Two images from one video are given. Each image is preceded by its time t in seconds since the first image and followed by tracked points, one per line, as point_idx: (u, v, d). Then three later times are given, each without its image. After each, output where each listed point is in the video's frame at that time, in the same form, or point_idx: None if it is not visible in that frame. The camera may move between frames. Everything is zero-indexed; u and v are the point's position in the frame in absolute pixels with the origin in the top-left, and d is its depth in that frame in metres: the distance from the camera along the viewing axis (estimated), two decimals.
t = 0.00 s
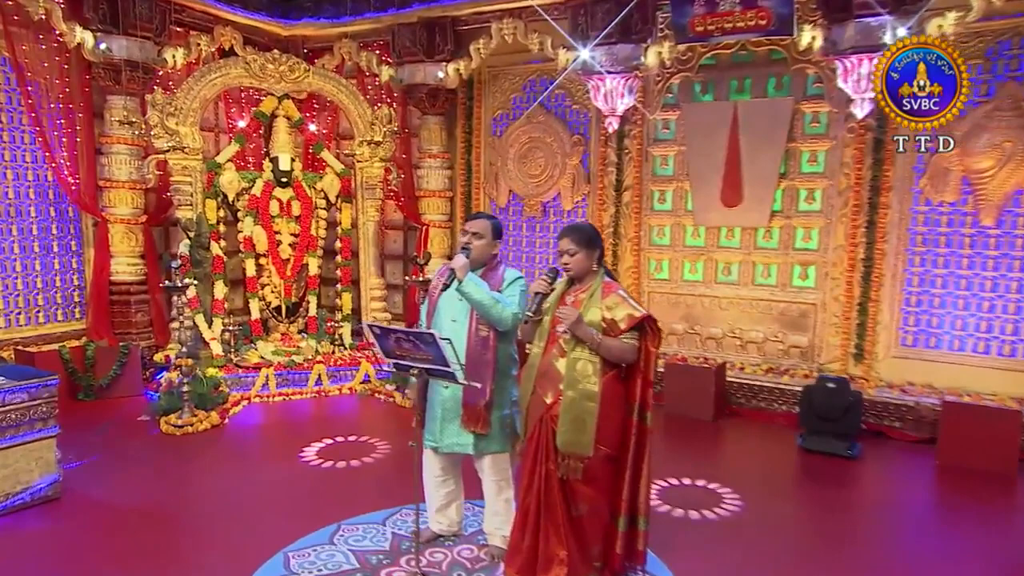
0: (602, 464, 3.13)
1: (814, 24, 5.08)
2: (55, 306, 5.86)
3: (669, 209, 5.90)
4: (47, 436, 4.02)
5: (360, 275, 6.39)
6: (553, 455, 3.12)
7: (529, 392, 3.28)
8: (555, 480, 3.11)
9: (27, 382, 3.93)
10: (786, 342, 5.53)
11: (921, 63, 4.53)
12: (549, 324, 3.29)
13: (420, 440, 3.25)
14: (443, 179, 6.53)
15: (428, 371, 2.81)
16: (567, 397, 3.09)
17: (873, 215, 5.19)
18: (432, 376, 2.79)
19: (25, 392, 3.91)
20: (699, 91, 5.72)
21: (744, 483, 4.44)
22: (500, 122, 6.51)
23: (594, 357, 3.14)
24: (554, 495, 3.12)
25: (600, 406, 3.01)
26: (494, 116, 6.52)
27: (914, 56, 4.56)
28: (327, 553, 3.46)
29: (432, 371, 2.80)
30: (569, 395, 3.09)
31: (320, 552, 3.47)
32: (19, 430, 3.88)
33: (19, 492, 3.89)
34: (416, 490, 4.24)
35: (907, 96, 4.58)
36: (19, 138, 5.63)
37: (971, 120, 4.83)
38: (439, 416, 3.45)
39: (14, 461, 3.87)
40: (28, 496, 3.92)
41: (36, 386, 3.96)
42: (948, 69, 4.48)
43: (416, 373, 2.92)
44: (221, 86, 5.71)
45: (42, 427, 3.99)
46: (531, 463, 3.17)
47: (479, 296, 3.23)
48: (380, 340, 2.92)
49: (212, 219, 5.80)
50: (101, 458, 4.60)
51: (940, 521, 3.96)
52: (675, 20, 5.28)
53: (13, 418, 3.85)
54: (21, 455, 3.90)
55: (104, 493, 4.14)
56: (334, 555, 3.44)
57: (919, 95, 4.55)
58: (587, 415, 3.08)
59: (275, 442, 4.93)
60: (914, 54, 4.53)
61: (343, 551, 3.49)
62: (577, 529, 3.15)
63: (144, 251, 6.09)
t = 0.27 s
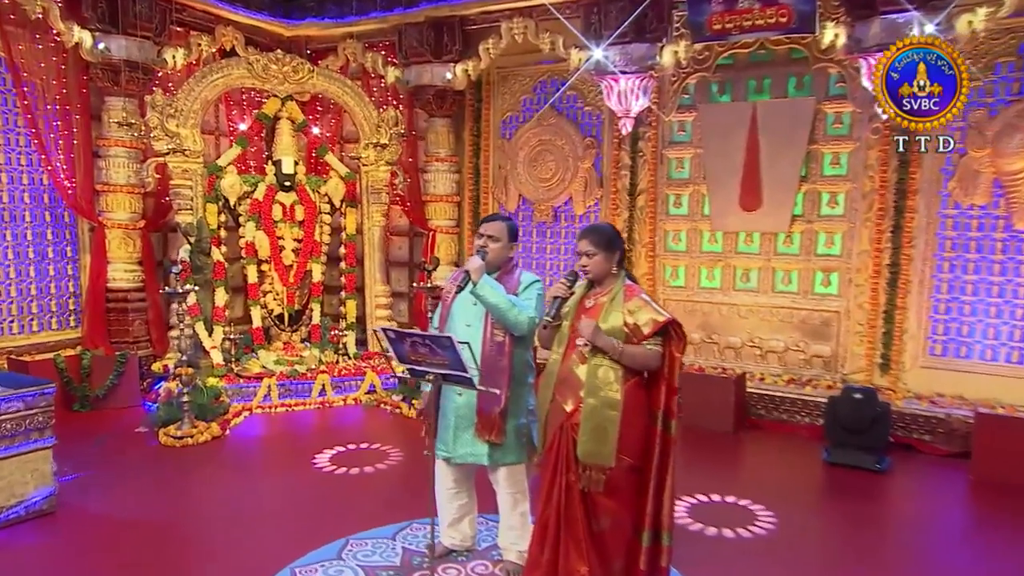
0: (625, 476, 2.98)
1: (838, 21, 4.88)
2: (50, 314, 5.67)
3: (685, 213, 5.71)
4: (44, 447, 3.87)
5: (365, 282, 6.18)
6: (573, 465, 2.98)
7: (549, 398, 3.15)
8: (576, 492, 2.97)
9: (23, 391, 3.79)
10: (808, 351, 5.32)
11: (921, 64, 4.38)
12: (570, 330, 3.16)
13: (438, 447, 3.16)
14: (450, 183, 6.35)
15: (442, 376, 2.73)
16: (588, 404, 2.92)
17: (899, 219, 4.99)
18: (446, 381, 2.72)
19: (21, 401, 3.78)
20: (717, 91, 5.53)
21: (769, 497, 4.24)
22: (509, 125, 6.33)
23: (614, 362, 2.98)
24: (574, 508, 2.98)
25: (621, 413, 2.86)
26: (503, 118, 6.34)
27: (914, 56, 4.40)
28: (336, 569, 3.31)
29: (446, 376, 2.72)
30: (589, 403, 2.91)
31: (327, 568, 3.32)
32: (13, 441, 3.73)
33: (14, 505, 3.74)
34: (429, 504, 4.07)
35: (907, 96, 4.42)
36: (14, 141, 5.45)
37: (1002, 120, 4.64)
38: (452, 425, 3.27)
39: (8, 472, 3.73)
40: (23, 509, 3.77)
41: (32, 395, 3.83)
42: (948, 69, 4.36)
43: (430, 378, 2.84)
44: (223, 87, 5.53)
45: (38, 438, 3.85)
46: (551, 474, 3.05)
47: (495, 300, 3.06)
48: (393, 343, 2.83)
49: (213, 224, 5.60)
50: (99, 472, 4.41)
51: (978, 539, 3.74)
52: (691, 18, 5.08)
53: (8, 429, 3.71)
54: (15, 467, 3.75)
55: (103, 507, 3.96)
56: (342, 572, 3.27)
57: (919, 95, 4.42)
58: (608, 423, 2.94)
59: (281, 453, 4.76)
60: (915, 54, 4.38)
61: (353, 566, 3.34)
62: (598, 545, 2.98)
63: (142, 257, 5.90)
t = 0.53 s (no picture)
0: (648, 484, 2.84)
1: (860, 15, 4.62)
2: (44, 320, 5.48)
3: (701, 216, 5.52)
4: (40, 456, 3.72)
5: (369, 287, 5.98)
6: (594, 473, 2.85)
7: (569, 402, 3.03)
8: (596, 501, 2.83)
9: (16, 399, 3.64)
10: (830, 358, 5.12)
11: (921, 64, 4.35)
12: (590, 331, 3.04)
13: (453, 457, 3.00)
14: (457, 185, 6.17)
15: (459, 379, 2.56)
16: (609, 409, 2.84)
17: (926, 221, 4.79)
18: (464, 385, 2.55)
19: (14, 408, 3.63)
20: (735, 90, 5.34)
21: (795, 509, 4.05)
22: (519, 124, 6.14)
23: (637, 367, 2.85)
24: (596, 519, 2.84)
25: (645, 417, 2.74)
26: (512, 118, 6.16)
27: (914, 56, 4.37)
28: None
29: (464, 379, 2.55)
30: (610, 408, 2.84)
31: None
32: (7, 450, 3.57)
33: (8, 517, 3.57)
34: (440, 514, 3.90)
35: (906, 96, 4.38)
36: (7, 140, 5.27)
37: None
38: (467, 432, 3.09)
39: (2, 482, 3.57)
40: (17, 521, 3.60)
41: (27, 403, 3.69)
42: (948, 69, 4.32)
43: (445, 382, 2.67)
44: (223, 85, 5.35)
45: (34, 446, 3.68)
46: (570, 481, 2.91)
47: (512, 303, 2.88)
48: (407, 346, 2.65)
49: (213, 226, 5.41)
50: (97, 482, 4.22)
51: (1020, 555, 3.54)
52: (708, 13, 4.89)
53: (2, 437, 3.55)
54: (9, 476, 3.59)
55: (101, 518, 3.78)
56: None
57: (919, 95, 4.38)
58: (630, 428, 2.80)
59: (287, 462, 4.59)
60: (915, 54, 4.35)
61: None
62: (620, 557, 2.83)
63: (138, 261, 5.70)
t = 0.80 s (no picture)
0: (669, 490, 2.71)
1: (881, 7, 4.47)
2: (38, 322, 5.32)
3: (715, 214, 5.37)
4: (38, 461, 3.56)
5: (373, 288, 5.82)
6: (613, 477, 2.72)
7: (587, 404, 2.88)
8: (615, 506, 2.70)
9: (16, 400, 3.48)
10: (850, 361, 4.96)
11: (921, 64, 4.28)
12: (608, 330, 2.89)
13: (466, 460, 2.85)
14: (464, 183, 6.02)
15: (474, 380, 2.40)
16: (629, 411, 2.69)
17: (950, 219, 4.63)
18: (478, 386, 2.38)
19: (11, 412, 3.46)
20: (751, 85, 5.18)
21: (819, 518, 3.88)
22: (526, 121, 6.00)
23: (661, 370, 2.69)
24: (615, 524, 2.71)
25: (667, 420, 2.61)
26: (520, 115, 6.01)
27: (914, 56, 4.30)
28: None
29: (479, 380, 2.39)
30: (630, 409, 2.68)
31: None
32: (4, 455, 3.41)
33: (3, 524, 3.42)
34: (451, 522, 3.76)
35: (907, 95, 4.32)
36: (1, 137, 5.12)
37: None
38: (480, 435, 2.92)
39: None
40: (13, 528, 3.45)
41: (26, 405, 3.51)
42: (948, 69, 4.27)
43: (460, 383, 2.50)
44: (224, 80, 5.20)
45: (31, 451, 3.52)
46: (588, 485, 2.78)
47: (528, 303, 2.71)
48: (421, 345, 2.50)
49: (213, 225, 5.25)
50: (95, 488, 4.07)
51: None
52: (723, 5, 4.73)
53: None
54: (6, 482, 3.44)
55: (100, 526, 3.63)
56: None
57: (918, 95, 4.32)
58: (651, 431, 2.67)
59: (292, 467, 4.44)
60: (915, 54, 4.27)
61: None
62: (639, 565, 2.70)
63: (136, 261, 5.55)
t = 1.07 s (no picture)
0: (695, 492, 2.56)
1: None
2: (34, 322, 5.16)
3: (731, 211, 5.21)
4: (38, 463, 3.42)
5: (379, 287, 5.65)
6: (637, 479, 2.54)
7: (609, 404, 2.71)
8: (638, 509, 2.54)
9: (15, 401, 3.34)
10: (872, 363, 4.80)
11: (921, 64, 4.26)
12: (631, 328, 2.71)
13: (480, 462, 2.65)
14: (471, 180, 5.88)
15: (493, 379, 2.25)
16: (654, 411, 2.53)
17: (978, 216, 4.45)
18: (497, 385, 2.24)
19: (11, 412, 3.32)
20: (769, 77, 5.02)
21: (847, 524, 3.72)
22: (536, 116, 5.86)
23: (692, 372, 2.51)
24: (639, 532, 2.53)
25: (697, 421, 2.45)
26: (529, 109, 5.87)
27: (914, 56, 4.28)
28: None
29: (497, 379, 2.24)
30: (655, 409, 2.53)
31: None
32: (4, 457, 3.27)
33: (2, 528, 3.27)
34: (464, 529, 3.61)
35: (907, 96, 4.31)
36: None
37: None
38: (496, 436, 2.70)
39: None
40: (12, 533, 3.31)
41: (25, 406, 3.38)
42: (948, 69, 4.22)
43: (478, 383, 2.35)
44: (225, 73, 5.05)
45: (31, 453, 3.38)
46: (609, 488, 2.61)
47: (547, 300, 2.54)
48: (439, 342, 2.35)
49: (215, 223, 5.09)
50: (94, 492, 3.92)
51: None
52: None
53: None
54: (5, 485, 3.29)
55: (100, 533, 3.48)
56: None
57: (918, 95, 4.30)
58: (678, 431, 2.52)
59: (298, 471, 4.29)
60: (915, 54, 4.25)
61: None
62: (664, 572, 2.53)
63: (134, 260, 5.39)
